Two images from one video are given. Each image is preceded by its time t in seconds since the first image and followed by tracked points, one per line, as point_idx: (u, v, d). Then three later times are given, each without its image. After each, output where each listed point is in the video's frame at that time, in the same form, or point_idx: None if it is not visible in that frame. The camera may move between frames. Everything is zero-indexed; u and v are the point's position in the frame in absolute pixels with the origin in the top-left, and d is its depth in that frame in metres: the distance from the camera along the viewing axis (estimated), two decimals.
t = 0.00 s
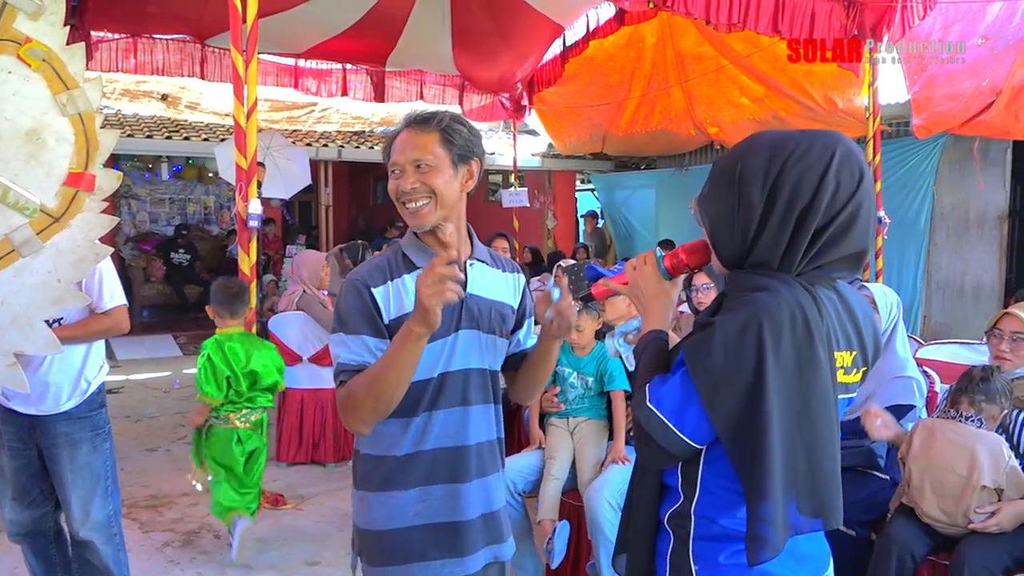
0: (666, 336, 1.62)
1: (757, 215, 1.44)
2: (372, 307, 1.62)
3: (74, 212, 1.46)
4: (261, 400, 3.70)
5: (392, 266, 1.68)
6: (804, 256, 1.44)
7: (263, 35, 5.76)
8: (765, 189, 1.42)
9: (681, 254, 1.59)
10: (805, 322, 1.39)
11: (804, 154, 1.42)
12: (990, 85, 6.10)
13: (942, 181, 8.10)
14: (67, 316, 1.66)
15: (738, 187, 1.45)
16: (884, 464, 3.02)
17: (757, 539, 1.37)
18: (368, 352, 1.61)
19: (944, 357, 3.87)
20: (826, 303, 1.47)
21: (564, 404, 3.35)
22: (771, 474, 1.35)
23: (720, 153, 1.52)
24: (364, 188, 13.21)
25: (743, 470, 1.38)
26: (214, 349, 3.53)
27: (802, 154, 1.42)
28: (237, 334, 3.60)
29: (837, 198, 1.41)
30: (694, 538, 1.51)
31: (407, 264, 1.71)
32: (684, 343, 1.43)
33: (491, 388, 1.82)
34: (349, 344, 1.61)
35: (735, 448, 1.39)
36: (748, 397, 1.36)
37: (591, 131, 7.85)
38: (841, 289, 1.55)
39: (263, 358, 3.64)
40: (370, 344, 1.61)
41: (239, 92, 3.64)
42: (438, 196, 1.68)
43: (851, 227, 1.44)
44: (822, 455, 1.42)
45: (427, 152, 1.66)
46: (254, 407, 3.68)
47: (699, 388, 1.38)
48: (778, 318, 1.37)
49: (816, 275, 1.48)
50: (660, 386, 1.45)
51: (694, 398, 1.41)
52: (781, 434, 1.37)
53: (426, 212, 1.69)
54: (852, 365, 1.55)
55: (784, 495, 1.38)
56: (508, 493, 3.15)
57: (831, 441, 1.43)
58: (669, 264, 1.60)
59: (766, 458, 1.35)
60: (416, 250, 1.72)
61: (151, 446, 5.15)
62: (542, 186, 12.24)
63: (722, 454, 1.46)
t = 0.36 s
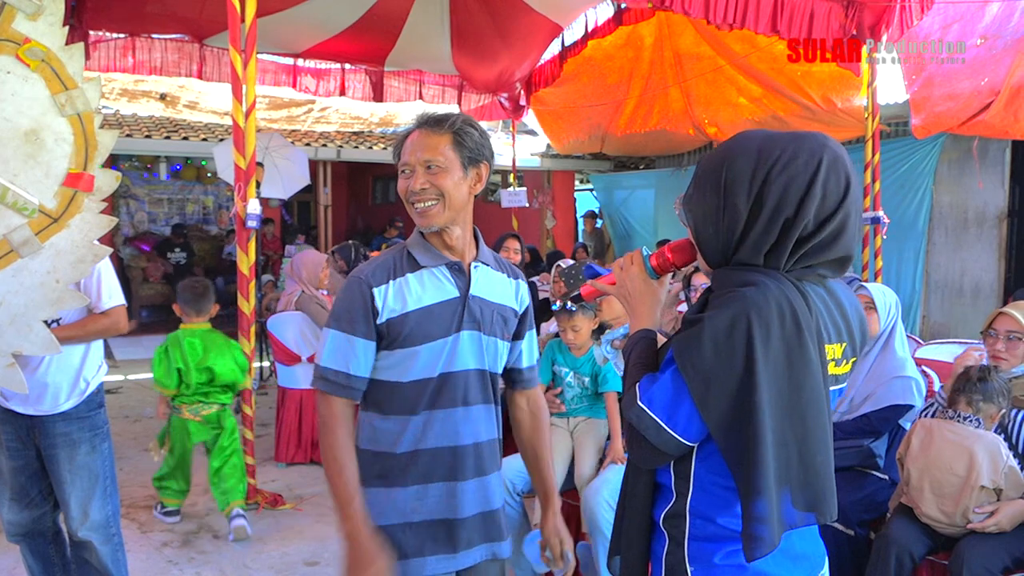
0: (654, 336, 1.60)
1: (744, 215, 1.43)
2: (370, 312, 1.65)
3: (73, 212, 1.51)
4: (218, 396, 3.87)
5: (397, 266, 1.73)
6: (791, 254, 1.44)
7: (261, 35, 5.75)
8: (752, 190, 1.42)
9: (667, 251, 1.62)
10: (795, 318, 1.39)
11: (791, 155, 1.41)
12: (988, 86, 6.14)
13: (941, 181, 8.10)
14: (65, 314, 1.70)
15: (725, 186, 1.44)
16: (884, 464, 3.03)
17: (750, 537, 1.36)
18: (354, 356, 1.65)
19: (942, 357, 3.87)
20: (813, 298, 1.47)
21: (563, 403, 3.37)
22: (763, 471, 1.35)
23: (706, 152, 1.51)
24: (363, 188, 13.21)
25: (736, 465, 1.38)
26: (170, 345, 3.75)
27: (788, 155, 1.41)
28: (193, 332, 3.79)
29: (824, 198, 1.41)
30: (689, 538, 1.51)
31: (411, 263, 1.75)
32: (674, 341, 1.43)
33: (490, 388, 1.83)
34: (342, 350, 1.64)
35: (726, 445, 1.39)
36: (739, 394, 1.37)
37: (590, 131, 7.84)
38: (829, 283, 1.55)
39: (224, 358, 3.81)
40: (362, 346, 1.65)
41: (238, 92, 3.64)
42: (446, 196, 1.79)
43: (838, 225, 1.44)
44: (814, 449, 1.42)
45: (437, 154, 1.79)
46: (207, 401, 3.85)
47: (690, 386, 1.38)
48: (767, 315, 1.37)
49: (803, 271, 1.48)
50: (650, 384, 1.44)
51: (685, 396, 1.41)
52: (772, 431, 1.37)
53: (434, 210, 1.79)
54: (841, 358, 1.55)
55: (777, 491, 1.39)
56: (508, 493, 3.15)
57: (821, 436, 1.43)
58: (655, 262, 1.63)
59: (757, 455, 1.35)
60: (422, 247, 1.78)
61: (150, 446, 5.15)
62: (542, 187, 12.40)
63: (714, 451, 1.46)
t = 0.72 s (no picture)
0: (645, 343, 1.62)
1: (729, 216, 1.44)
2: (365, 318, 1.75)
3: (70, 212, 1.50)
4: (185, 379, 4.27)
5: (388, 266, 1.80)
6: (778, 254, 1.45)
7: (259, 36, 5.74)
8: (736, 190, 1.43)
9: (652, 257, 1.62)
10: (784, 319, 1.39)
11: (772, 154, 1.42)
12: (985, 86, 6.20)
13: (938, 181, 8.11)
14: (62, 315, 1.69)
15: (709, 188, 1.45)
16: (881, 463, 3.04)
17: (745, 538, 1.37)
18: (346, 357, 1.77)
19: (939, 356, 3.88)
20: (802, 297, 1.47)
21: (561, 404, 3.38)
22: (757, 473, 1.35)
23: (689, 155, 1.52)
24: (361, 188, 13.21)
25: (732, 469, 1.38)
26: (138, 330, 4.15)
27: (770, 153, 1.42)
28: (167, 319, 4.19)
29: (807, 196, 1.42)
30: (686, 540, 1.51)
31: (403, 262, 1.82)
32: (665, 347, 1.43)
33: (487, 385, 1.90)
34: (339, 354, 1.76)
35: (721, 448, 1.39)
36: (732, 398, 1.37)
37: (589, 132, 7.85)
38: (817, 280, 1.55)
39: (191, 343, 4.24)
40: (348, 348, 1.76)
41: (236, 92, 3.64)
42: (434, 186, 1.85)
43: (823, 221, 1.45)
44: (809, 449, 1.42)
45: (422, 147, 1.86)
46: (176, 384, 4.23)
47: (683, 392, 1.38)
48: (757, 317, 1.37)
49: (790, 270, 1.48)
50: (644, 394, 1.44)
51: (679, 403, 1.40)
52: (765, 433, 1.37)
53: (424, 202, 1.85)
54: (832, 356, 1.55)
55: (771, 491, 1.39)
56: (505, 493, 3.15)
57: (815, 435, 1.43)
58: (642, 267, 1.63)
59: (751, 458, 1.35)
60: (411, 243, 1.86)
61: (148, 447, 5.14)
62: (540, 187, 12.40)
63: (708, 454, 1.46)
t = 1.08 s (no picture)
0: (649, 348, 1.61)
1: (727, 213, 1.44)
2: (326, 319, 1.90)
3: (68, 215, 1.50)
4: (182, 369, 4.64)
5: (347, 271, 1.94)
6: (777, 251, 1.45)
7: (257, 38, 5.74)
8: (731, 186, 1.43)
9: (654, 265, 1.64)
10: (789, 318, 1.40)
11: (763, 147, 1.43)
12: (985, 89, 6.20)
13: (937, 181, 8.12)
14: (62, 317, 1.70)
15: (705, 188, 1.45)
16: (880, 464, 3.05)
17: (751, 543, 1.36)
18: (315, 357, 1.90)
19: (938, 357, 3.88)
20: (805, 296, 1.48)
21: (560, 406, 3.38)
22: (765, 475, 1.36)
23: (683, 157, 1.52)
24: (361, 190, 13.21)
25: (740, 472, 1.38)
26: (138, 325, 4.53)
27: (762, 147, 1.43)
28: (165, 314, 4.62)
29: (801, 187, 1.43)
30: (692, 545, 1.50)
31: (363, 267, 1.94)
32: (671, 350, 1.42)
33: (451, 383, 1.92)
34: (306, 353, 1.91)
35: (730, 451, 1.39)
36: (741, 400, 1.37)
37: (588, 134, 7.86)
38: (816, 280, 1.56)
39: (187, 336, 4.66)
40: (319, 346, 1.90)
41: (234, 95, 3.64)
42: (394, 192, 1.94)
43: (819, 214, 1.46)
44: (815, 449, 1.42)
45: (383, 154, 1.95)
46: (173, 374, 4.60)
47: (691, 395, 1.38)
48: (763, 317, 1.37)
49: (790, 268, 1.49)
50: (650, 398, 1.43)
51: (687, 407, 1.40)
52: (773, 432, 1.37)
53: (384, 207, 1.93)
54: (835, 357, 1.56)
55: (778, 493, 1.39)
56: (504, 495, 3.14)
57: (821, 434, 1.43)
58: (643, 276, 1.64)
59: (760, 460, 1.36)
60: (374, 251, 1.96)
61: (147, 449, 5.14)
62: (539, 188, 12.40)
63: (715, 458, 1.46)
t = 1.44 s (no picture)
0: (654, 346, 1.63)
1: (731, 212, 1.45)
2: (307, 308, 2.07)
3: (68, 216, 1.51)
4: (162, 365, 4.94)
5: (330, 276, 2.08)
6: (782, 249, 1.45)
7: (258, 40, 5.74)
8: (737, 186, 1.44)
9: (653, 268, 1.65)
10: (797, 315, 1.40)
11: (770, 147, 1.43)
12: (983, 92, 6.26)
13: (937, 182, 8.12)
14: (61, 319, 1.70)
15: (711, 188, 1.46)
16: (881, 465, 3.05)
17: (766, 546, 1.36)
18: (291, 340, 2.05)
19: (939, 358, 3.88)
20: (810, 293, 1.48)
21: (560, 408, 3.40)
22: (778, 472, 1.36)
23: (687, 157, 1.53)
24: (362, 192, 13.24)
25: (752, 469, 1.38)
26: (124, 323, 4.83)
27: (768, 147, 1.44)
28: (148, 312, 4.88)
29: (807, 186, 1.43)
30: (702, 550, 1.49)
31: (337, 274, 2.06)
32: (679, 347, 1.42)
33: (412, 383, 1.95)
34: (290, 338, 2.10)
35: (740, 448, 1.39)
36: (751, 396, 1.37)
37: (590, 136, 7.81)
38: (819, 279, 1.56)
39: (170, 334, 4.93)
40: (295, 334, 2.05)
41: (234, 96, 3.64)
42: (372, 204, 1.96)
43: (825, 215, 1.46)
44: (823, 445, 1.43)
45: (364, 165, 1.95)
46: (153, 369, 4.90)
47: (702, 392, 1.37)
48: (772, 313, 1.38)
49: (795, 266, 1.49)
50: (659, 397, 1.41)
51: (698, 405, 1.39)
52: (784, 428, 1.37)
53: (361, 220, 1.96)
54: (838, 355, 1.57)
55: (788, 490, 1.39)
56: (505, 496, 3.13)
57: (829, 431, 1.44)
58: (643, 279, 1.65)
59: (772, 456, 1.35)
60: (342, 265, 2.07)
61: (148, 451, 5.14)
62: (539, 190, 12.42)
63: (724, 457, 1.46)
